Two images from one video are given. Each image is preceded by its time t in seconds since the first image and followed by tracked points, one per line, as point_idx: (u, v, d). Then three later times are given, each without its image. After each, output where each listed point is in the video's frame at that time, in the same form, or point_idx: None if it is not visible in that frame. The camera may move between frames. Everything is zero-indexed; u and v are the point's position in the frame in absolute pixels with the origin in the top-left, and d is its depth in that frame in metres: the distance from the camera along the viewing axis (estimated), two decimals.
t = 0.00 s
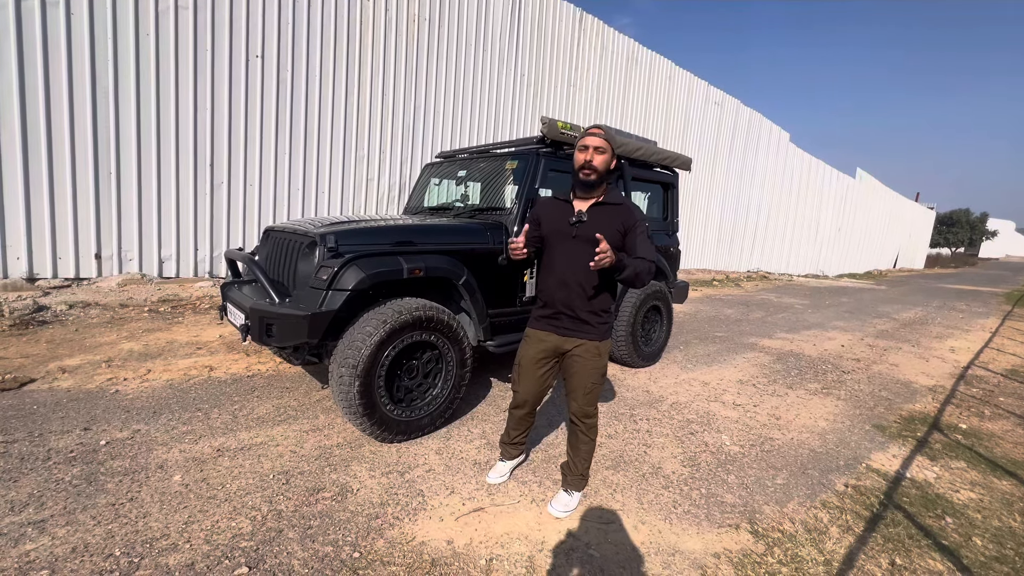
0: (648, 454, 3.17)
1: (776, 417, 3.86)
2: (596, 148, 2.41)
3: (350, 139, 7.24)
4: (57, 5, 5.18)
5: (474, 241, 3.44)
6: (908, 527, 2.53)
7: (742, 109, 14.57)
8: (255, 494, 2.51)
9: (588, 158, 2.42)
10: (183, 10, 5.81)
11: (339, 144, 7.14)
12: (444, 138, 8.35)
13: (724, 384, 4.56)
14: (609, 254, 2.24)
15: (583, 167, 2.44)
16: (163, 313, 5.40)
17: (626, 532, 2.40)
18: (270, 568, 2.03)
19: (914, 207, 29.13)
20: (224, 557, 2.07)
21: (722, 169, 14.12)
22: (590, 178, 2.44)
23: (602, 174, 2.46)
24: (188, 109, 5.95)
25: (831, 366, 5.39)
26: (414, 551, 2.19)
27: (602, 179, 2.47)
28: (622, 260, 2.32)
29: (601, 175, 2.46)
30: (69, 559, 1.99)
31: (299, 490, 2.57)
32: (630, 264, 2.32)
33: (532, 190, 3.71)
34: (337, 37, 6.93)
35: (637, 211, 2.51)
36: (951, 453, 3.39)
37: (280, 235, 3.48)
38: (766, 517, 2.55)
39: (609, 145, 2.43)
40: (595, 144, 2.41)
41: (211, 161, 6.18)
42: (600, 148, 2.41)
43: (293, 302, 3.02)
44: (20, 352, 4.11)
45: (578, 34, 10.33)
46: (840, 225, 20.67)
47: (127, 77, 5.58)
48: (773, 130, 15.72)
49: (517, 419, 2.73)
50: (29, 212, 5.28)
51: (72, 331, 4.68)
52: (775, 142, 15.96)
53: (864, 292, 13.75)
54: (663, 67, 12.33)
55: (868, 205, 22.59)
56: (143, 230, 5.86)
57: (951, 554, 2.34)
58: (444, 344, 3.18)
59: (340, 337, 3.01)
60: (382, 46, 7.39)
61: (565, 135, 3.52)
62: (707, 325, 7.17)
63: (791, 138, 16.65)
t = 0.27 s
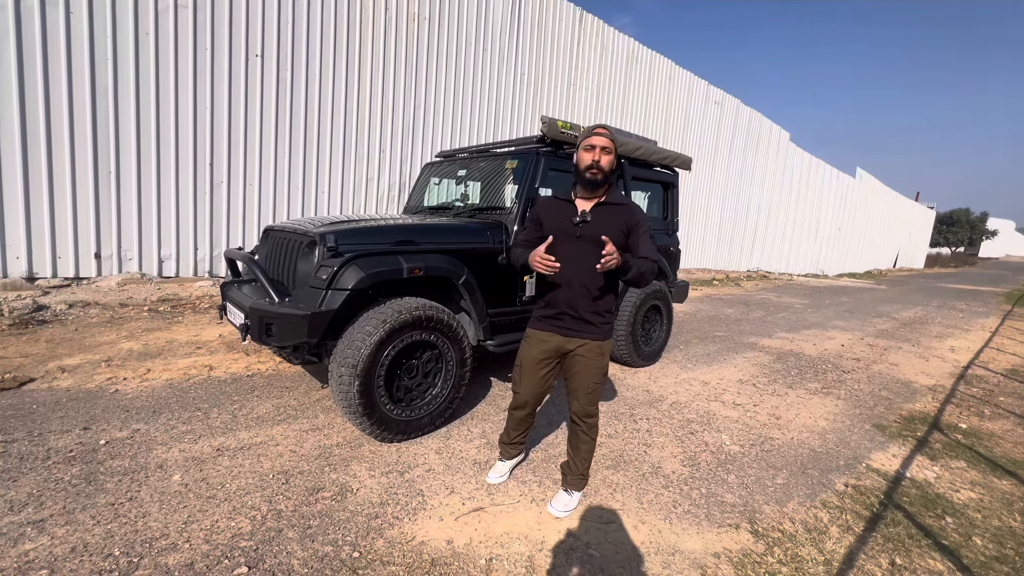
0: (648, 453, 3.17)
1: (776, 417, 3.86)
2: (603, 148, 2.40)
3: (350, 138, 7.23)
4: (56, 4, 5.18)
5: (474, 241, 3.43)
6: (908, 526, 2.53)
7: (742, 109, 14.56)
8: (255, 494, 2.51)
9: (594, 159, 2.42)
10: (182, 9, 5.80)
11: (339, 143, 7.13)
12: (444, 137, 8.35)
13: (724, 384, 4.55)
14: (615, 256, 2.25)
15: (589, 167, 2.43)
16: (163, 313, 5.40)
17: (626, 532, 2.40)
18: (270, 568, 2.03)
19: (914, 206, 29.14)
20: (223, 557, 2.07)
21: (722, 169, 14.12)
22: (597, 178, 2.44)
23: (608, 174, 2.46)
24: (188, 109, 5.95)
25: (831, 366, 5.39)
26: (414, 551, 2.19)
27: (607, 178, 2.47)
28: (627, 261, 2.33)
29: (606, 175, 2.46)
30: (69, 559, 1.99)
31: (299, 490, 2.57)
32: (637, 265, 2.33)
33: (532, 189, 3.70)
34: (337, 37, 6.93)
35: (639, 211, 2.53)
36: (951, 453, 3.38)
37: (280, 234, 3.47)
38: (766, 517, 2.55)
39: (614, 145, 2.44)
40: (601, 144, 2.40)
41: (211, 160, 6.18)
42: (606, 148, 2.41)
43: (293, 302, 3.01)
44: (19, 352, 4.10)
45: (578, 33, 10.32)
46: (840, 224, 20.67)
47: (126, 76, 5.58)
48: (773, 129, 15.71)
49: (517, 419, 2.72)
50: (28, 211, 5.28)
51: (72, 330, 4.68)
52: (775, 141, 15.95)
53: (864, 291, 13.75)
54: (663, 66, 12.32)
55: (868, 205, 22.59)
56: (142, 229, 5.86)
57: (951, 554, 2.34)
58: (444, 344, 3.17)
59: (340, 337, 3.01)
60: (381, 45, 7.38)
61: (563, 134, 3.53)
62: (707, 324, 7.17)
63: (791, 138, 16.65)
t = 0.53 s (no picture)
0: (648, 453, 3.17)
1: (776, 416, 3.86)
2: (601, 152, 2.38)
3: (350, 138, 7.23)
4: (56, 3, 5.17)
5: (474, 240, 3.43)
6: (908, 526, 2.53)
7: (742, 108, 14.56)
8: (254, 493, 2.51)
9: (594, 164, 2.40)
10: (182, 8, 5.79)
11: (339, 143, 7.13)
12: (445, 137, 8.35)
13: (724, 383, 4.55)
14: (620, 255, 2.25)
15: (590, 173, 2.42)
16: (163, 312, 5.39)
17: (626, 532, 2.40)
18: (269, 568, 2.03)
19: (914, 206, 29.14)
20: (223, 557, 2.07)
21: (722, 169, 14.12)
22: (599, 183, 2.43)
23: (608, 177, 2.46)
24: (188, 108, 5.94)
25: (831, 365, 5.39)
26: (414, 550, 2.19)
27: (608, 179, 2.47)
28: (631, 260, 2.34)
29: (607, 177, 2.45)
30: (69, 558, 1.99)
31: (299, 489, 2.57)
32: (641, 264, 2.34)
33: (532, 189, 3.70)
34: (337, 36, 6.92)
35: (640, 211, 2.54)
36: (951, 453, 3.38)
37: (279, 234, 3.47)
38: (766, 516, 2.55)
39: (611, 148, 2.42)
40: (599, 149, 2.38)
41: (211, 159, 6.18)
42: (604, 153, 2.40)
43: (293, 302, 3.01)
44: (19, 351, 4.10)
45: (578, 33, 10.32)
46: (840, 224, 20.66)
47: (126, 76, 5.57)
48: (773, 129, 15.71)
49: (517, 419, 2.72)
50: (28, 210, 5.27)
51: (71, 330, 4.68)
52: (775, 141, 15.95)
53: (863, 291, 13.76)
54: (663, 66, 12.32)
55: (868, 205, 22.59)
56: (142, 228, 5.85)
57: (951, 554, 2.34)
58: (444, 344, 3.17)
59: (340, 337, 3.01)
60: (381, 45, 7.37)
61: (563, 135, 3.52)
62: (707, 324, 7.17)
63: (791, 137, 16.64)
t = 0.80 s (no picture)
0: (648, 453, 3.17)
1: (776, 416, 3.87)
2: (600, 155, 2.36)
3: (350, 137, 7.23)
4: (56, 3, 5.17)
5: (474, 240, 3.43)
6: (907, 525, 2.53)
7: (742, 108, 14.56)
8: (255, 493, 2.51)
9: (592, 166, 2.39)
10: (182, 7, 5.79)
11: (339, 142, 7.13)
12: (445, 137, 8.35)
13: (724, 383, 4.55)
14: (622, 254, 2.25)
15: (588, 173, 2.41)
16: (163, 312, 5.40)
17: (626, 531, 2.40)
18: (270, 567, 2.03)
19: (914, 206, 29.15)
20: (224, 556, 2.07)
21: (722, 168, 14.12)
22: (596, 185, 2.43)
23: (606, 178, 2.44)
24: (188, 107, 5.94)
25: (830, 365, 5.40)
26: (414, 550, 2.19)
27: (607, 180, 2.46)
28: (633, 259, 2.34)
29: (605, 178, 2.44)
30: (69, 557, 1.99)
31: (299, 489, 2.57)
32: (643, 263, 2.34)
33: (533, 189, 3.71)
34: (337, 35, 6.92)
35: (640, 210, 2.54)
36: (950, 452, 3.39)
37: (279, 233, 3.48)
38: (766, 516, 2.55)
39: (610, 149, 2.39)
40: (598, 151, 2.36)
41: (211, 159, 6.17)
42: (603, 155, 2.37)
43: (293, 301, 3.01)
44: (19, 350, 4.11)
45: (578, 32, 10.32)
46: (840, 224, 20.66)
47: (126, 75, 5.57)
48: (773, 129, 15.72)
49: (517, 419, 2.72)
50: (28, 210, 5.27)
51: (71, 329, 4.68)
52: (775, 140, 15.95)
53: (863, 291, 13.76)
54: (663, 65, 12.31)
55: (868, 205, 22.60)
56: (142, 227, 5.85)
57: (951, 553, 2.34)
58: (444, 343, 3.17)
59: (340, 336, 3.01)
60: (382, 44, 7.37)
61: (562, 134, 3.54)
62: (707, 324, 7.17)
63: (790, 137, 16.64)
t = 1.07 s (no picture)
0: (648, 452, 3.17)
1: (776, 416, 3.87)
2: (608, 145, 2.39)
3: (351, 136, 7.23)
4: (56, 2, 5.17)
5: (474, 239, 3.43)
6: (907, 525, 2.53)
7: (742, 108, 14.56)
8: (255, 492, 2.51)
9: (599, 156, 2.41)
10: (182, 7, 5.79)
11: (339, 142, 7.13)
12: (445, 137, 8.35)
13: (723, 383, 4.56)
14: (621, 253, 2.25)
15: (592, 163, 2.43)
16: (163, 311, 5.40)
17: (626, 531, 2.40)
18: (270, 567, 2.03)
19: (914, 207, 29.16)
20: (224, 555, 2.07)
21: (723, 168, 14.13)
22: (598, 176, 2.44)
23: (610, 173, 2.46)
24: (188, 107, 5.94)
25: (830, 365, 5.40)
26: (414, 549, 2.19)
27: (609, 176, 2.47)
28: (632, 258, 2.34)
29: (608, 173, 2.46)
30: (69, 557, 2.00)
31: (299, 488, 2.57)
32: (642, 262, 2.34)
33: (533, 189, 3.71)
34: (337, 35, 6.92)
35: (640, 209, 2.54)
36: (950, 452, 3.39)
37: (279, 233, 3.48)
38: (765, 515, 2.56)
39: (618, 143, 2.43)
40: (606, 141, 2.39)
41: (211, 158, 6.17)
42: (612, 147, 2.41)
43: (293, 301, 3.01)
44: (19, 350, 4.10)
45: (578, 32, 10.32)
46: (840, 224, 20.66)
47: (126, 75, 5.57)
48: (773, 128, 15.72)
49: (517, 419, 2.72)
50: (28, 209, 5.28)
51: (71, 328, 4.68)
52: (775, 140, 15.94)
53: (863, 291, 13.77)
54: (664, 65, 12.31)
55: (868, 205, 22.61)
56: (142, 227, 5.86)
57: (951, 553, 2.34)
58: (444, 343, 3.18)
59: (340, 336, 3.01)
60: (382, 44, 7.37)
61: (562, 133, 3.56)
62: (707, 323, 7.17)
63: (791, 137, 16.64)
